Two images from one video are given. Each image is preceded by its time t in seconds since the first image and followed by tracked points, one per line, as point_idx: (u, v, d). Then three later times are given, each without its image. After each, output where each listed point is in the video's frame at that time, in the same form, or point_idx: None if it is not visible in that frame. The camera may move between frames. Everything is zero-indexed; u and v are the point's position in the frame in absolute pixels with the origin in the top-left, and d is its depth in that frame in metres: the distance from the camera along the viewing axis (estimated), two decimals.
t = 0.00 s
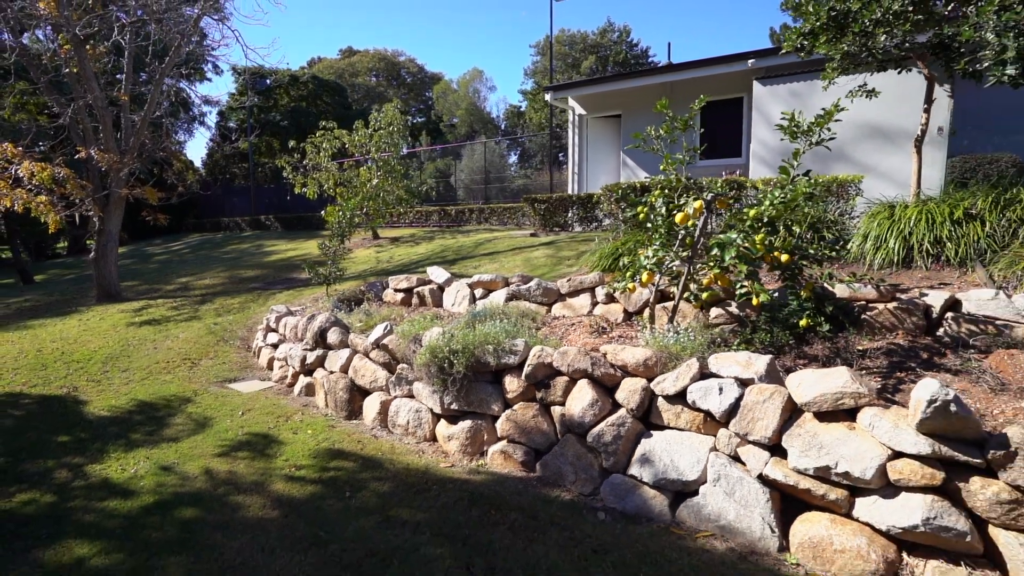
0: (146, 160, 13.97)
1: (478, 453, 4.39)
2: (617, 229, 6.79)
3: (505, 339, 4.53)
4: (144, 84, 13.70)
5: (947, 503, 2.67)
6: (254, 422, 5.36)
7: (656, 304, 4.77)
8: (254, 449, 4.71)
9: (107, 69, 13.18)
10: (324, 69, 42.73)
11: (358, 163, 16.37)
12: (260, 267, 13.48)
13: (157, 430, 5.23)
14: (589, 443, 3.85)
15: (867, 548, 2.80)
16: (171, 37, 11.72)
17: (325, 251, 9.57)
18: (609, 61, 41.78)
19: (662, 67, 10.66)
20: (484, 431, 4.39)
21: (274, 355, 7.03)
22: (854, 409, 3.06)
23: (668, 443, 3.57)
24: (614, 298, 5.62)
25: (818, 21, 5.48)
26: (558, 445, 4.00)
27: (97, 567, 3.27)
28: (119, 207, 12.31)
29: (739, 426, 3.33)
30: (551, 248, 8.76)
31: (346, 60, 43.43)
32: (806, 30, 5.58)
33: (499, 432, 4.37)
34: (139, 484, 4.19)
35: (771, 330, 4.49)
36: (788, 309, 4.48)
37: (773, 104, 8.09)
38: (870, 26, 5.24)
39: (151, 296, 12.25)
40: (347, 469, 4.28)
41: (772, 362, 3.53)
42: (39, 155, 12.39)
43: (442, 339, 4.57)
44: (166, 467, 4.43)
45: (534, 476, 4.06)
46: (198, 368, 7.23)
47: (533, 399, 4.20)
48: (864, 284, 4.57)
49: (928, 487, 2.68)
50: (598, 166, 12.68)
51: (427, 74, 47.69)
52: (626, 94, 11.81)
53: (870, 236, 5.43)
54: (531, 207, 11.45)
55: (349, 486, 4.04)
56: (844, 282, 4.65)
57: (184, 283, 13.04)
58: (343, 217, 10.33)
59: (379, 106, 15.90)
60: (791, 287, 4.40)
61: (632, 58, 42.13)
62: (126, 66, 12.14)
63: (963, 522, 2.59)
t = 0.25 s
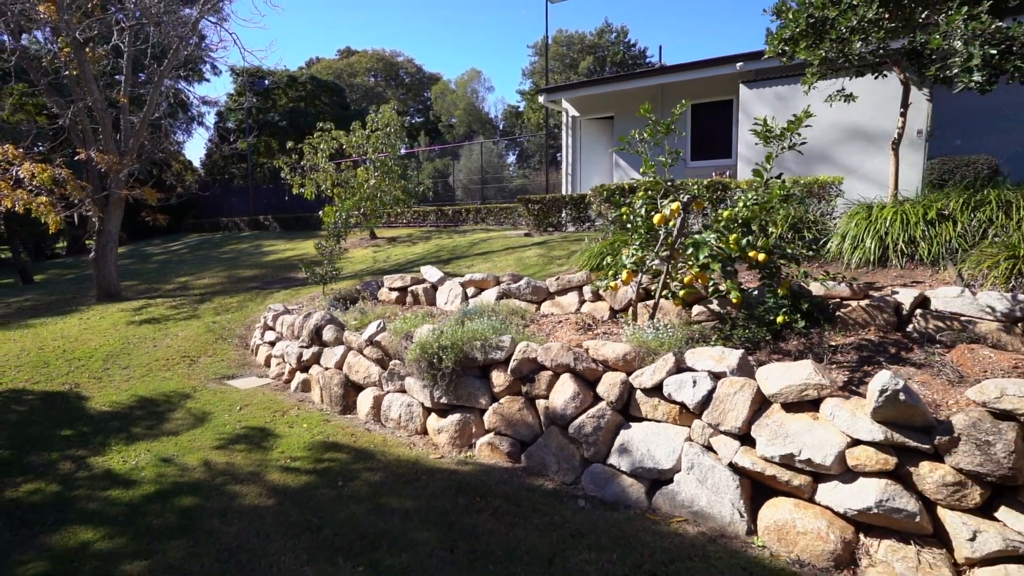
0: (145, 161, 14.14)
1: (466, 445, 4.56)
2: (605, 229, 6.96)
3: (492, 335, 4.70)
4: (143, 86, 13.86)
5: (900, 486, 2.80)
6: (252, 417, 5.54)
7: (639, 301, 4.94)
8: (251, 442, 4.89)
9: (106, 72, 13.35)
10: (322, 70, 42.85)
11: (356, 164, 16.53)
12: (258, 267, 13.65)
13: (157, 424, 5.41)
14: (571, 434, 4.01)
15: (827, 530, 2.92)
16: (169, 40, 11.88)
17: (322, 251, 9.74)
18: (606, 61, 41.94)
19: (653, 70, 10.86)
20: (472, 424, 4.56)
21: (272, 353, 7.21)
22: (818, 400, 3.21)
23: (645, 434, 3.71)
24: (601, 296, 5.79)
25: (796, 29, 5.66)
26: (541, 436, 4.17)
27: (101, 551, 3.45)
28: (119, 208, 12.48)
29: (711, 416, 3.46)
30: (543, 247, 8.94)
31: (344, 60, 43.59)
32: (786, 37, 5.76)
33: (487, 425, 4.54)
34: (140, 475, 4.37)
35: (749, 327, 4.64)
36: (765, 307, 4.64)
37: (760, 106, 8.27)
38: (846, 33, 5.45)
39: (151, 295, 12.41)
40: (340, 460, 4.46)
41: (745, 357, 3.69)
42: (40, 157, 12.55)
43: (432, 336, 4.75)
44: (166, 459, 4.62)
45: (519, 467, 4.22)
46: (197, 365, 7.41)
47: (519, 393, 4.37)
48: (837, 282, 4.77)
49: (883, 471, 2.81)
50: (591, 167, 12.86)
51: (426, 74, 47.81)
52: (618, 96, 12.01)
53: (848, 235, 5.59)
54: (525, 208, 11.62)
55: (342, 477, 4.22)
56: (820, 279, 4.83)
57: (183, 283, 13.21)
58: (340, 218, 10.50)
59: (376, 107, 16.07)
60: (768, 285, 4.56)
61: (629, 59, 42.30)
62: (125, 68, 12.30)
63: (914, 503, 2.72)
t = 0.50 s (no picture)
0: (142, 162, 14.28)
1: (454, 437, 4.74)
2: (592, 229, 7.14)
3: (479, 331, 4.88)
4: (139, 88, 14.00)
5: (856, 469, 2.95)
6: (247, 411, 5.71)
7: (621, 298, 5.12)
8: (246, 435, 5.06)
9: (102, 73, 13.48)
10: (318, 69, 42.92)
11: (351, 165, 16.66)
12: (254, 267, 13.79)
13: (155, 419, 5.58)
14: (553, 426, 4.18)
15: (788, 513, 3.08)
16: (164, 42, 12.01)
17: (317, 251, 9.90)
18: (602, 61, 42.10)
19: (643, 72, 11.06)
20: (460, 417, 4.73)
21: (267, 350, 7.38)
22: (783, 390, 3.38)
23: (622, 424, 3.87)
24: (587, 294, 5.96)
25: (774, 35, 5.85)
26: (525, 428, 4.34)
27: (103, 536, 3.63)
28: (116, 208, 12.61)
29: (683, 407, 3.61)
30: (533, 247, 9.12)
31: (340, 60, 43.69)
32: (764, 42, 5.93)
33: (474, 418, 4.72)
34: (139, 466, 4.55)
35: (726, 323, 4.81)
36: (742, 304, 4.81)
37: (745, 109, 8.43)
38: (822, 40, 5.59)
39: (148, 295, 12.56)
40: (332, 452, 4.64)
41: (717, 350, 3.84)
42: (37, 158, 12.68)
43: (421, 332, 4.92)
44: (164, 452, 4.79)
45: (503, 458, 4.40)
46: (194, 363, 7.58)
47: (504, 387, 4.54)
48: (811, 280, 4.91)
49: (840, 456, 2.97)
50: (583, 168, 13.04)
51: (423, 74, 47.90)
52: (610, 98, 12.20)
53: (824, 234, 5.75)
54: (517, 208, 11.80)
55: (333, 467, 4.40)
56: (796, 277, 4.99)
57: (180, 282, 13.36)
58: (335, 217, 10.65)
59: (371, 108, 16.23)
60: (745, 282, 4.73)
61: (625, 59, 42.47)
62: (122, 70, 12.44)
63: (867, 486, 2.87)
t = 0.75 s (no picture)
0: (136, 162, 14.39)
1: (441, 429, 4.91)
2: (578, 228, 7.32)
3: (464, 327, 5.06)
4: (133, 88, 14.11)
5: (815, 454, 3.12)
6: (240, 406, 5.87)
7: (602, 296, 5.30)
8: (240, 429, 5.23)
9: (96, 74, 13.57)
10: (312, 69, 42.92)
11: (345, 165, 16.80)
12: (247, 267, 13.90)
13: (150, 413, 5.74)
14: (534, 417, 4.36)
15: (752, 496, 3.24)
16: (158, 44, 12.12)
17: (309, 250, 10.05)
18: (596, 62, 42.29)
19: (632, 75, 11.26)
20: (446, 410, 4.91)
21: (260, 348, 7.53)
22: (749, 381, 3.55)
23: (599, 415, 4.03)
24: (571, 292, 6.14)
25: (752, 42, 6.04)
26: (508, 420, 4.51)
27: (101, 522, 3.79)
28: (110, 208, 12.72)
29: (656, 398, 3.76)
30: (522, 247, 9.29)
31: (334, 60, 43.75)
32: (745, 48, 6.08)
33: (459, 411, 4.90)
34: (135, 458, 4.71)
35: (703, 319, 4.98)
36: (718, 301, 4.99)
37: (728, 112, 8.44)
38: (797, 46, 5.76)
39: (141, 294, 12.67)
40: (322, 444, 4.81)
41: (690, 344, 4.00)
42: (30, 158, 12.77)
43: (409, 328, 5.09)
44: (159, 444, 4.96)
45: (487, 448, 4.58)
46: (188, 360, 7.73)
47: (489, 381, 4.72)
48: (784, 277, 5.04)
49: (800, 442, 3.13)
50: (573, 169, 13.22)
51: (417, 74, 47.99)
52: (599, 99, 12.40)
53: (799, 233, 5.90)
54: (508, 208, 11.98)
55: (323, 458, 4.56)
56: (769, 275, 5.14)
57: (173, 282, 13.47)
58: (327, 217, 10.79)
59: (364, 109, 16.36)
60: (722, 279, 4.89)
61: (619, 59, 42.68)
62: (115, 71, 12.54)
63: (823, 470, 3.03)
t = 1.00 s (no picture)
0: (126, 161, 14.47)
1: (425, 422, 5.08)
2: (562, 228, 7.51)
3: (449, 323, 5.24)
4: (123, 88, 14.18)
5: (774, 440, 3.29)
6: (231, 401, 6.03)
7: (582, 292, 5.50)
8: (230, 423, 5.39)
9: (85, 74, 13.63)
10: (303, 68, 42.83)
11: (335, 165, 16.92)
12: (237, 267, 14.00)
13: (142, 409, 5.88)
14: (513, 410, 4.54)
15: (716, 480, 3.42)
16: (148, 44, 12.20)
17: (299, 250, 10.18)
18: (587, 62, 42.49)
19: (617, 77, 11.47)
20: (431, 403, 5.09)
21: (250, 345, 7.68)
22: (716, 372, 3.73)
23: (576, 406, 4.20)
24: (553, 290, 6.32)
25: (728, 47, 6.17)
26: (489, 412, 4.69)
27: (97, 510, 3.95)
28: (99, 208, 12.79)
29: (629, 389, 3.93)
30: (509, 246, 9.47)
31: (325, 60, 43.75)
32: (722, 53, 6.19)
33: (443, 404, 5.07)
34: (128, 451, 4.86)
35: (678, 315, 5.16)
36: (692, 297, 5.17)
37: (708, 114, 8.55)
38: (771, 51, 5.86)
39: (132, 294, 12.76)
40: (311, 437, 4.98)
41: (663, 339, 4.17)
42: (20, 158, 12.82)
43: (395, 325, 5.26)
44: (152, 438, 5.11)
45: (470, 439, 4.76)
46: (179, 358, 7.86)
47: (472, 375, 4.89)
48: (757, 274, 5.25)
49: (760, 429, 3.30)
50: (561, 169, 13.41)
51: (408, 74, 48.03)
52: (586, 101, 12.61)
53: (773, 232, 6.06)
54: (496, 208, 12.16)
55: (311, 449, 4.73)
56: (742, 272, 5.34)
57: (164, 282, 13.56)
58: (317, 217, 10.92)
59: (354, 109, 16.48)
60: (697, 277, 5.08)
61: (610, 60, 42.92)
62: (105, 71, 12.60)
63: (782, 454, 3.21)
